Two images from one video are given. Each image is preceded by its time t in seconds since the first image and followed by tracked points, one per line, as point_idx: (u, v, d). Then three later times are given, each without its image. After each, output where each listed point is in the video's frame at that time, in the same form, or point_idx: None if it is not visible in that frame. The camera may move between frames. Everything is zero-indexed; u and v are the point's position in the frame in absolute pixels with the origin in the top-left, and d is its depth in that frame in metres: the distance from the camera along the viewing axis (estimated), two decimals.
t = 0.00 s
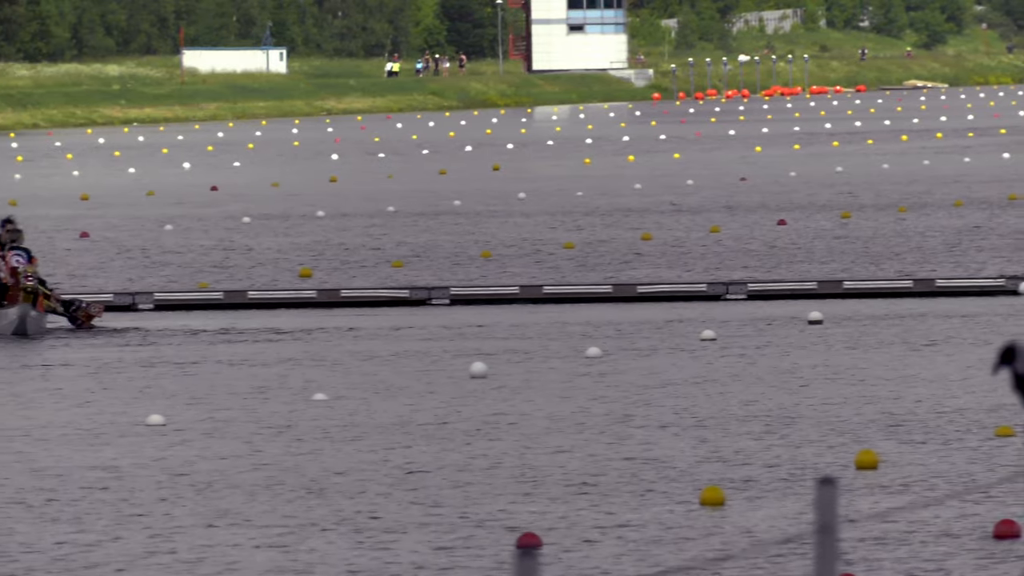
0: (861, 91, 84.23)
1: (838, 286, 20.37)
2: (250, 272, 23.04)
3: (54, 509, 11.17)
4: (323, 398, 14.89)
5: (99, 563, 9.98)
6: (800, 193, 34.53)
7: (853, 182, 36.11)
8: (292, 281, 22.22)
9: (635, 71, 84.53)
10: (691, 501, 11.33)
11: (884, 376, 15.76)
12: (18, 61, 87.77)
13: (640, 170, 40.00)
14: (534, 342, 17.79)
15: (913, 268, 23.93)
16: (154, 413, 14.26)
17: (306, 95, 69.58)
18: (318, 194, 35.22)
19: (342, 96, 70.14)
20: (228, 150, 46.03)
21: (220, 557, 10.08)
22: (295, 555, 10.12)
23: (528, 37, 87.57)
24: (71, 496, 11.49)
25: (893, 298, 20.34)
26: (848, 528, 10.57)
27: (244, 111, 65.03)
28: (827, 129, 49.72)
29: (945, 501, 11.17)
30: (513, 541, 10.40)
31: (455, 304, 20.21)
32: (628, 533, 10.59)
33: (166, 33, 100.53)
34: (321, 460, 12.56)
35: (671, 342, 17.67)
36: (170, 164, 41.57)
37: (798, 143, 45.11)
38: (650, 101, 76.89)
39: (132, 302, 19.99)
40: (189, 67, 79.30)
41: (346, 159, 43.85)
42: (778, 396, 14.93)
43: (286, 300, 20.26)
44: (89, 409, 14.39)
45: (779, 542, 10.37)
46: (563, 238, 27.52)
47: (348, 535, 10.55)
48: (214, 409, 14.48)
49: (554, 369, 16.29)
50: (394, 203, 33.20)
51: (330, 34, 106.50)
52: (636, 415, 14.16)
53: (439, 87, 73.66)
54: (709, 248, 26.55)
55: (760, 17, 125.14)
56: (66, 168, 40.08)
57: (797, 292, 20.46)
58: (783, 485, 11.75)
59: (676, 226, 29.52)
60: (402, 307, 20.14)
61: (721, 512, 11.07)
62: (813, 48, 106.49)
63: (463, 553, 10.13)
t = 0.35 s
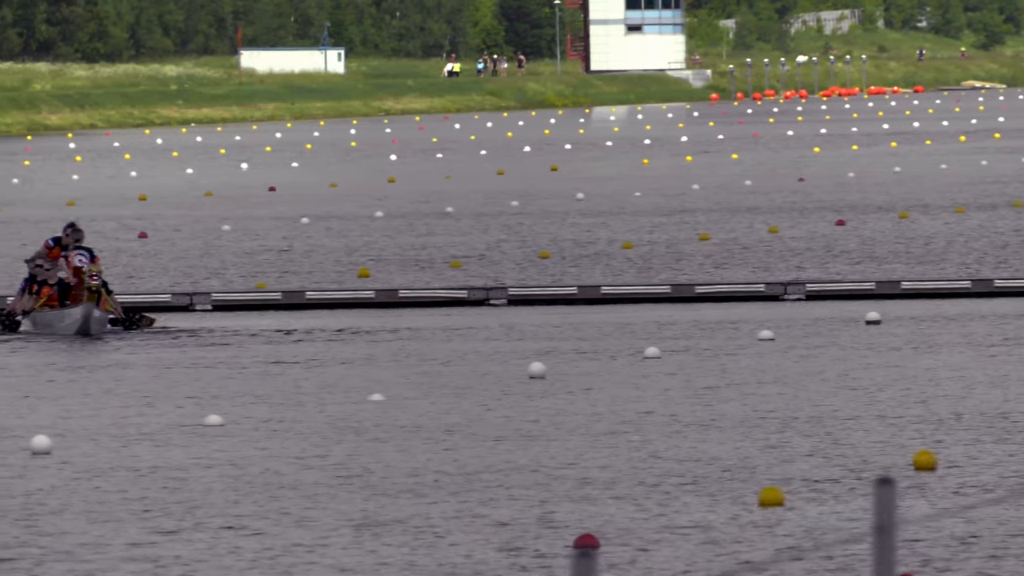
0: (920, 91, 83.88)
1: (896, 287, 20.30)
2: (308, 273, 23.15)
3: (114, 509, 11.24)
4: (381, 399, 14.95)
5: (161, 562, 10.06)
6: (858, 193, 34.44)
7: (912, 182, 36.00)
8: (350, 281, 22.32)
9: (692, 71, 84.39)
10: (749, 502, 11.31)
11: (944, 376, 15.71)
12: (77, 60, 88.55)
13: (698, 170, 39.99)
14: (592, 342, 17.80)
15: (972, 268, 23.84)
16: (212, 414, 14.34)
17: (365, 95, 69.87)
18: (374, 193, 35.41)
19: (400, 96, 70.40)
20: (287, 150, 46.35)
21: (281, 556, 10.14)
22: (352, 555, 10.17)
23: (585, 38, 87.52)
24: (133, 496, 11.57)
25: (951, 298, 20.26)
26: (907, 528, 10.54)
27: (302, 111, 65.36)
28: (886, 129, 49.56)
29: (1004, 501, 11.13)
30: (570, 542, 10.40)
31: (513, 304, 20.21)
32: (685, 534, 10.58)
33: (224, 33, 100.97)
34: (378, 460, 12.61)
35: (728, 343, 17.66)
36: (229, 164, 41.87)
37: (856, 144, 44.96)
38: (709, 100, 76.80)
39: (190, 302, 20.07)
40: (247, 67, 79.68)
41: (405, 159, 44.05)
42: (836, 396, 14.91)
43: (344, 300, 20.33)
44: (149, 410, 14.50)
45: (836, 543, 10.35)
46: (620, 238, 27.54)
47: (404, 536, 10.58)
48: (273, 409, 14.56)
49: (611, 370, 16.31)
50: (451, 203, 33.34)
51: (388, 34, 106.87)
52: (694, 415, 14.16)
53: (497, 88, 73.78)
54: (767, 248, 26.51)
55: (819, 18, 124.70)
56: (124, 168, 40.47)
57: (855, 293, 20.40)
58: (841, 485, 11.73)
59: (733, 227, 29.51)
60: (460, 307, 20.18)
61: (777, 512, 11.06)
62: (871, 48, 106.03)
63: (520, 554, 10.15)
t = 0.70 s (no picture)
0: (972, 91, 83.56)
1: (948, 288, 20.17)
2: (359, 273, 23.23)
3: (164, 509, 11.27)
4: (429, 399, 14.96)
5: (212, 560, 10.11)
6: (909, 193, 34.39)
7: (962, 182, 35.93)
8: (401, 282, 22.40)
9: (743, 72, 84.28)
10: (799, 502, 11.25)
11: (994, 376, 15.63)
12: (127, 61, 89.04)
13: (749, 170, 40.05)
14: (641, 343, 17.78)
15: None
16: (262, 414, 14.37)
17: (417, 95, 70.17)
18: (424, 193, 35.62)
19: (452, 96, 70.66)
20: (338, 150, 46.65)
21: (329, 556, 10.16)
22: (401, 555, 10.17)
23: (636, 38, 87.45)
24: (180, 496, 11.62)
25: (1001, 299, 20.15)
26: (959, 528, 10.49)
27: (354, 111, 65.70)
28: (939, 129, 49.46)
29: None
30: (621, 543, 10.38)
31: (564, 305, 20.18)
32: (736, 535, 10.54)
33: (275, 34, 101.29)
34: (428, 460, 12.62)
35: (778, 343, 17.63)
36: (281, 164, 42.21)
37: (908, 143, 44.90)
38: (761, 100, 76.74)
39: (241, 303, 20.04)
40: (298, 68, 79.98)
41: (456, 159, 44.27)
42: (886, 396, 14.87)
43: (395, 301, 20.32)
44: (200, 410, 14.54)
45: (887, 543, 10.30)
46: (671, 238, 27.57)
47: (453, 536, 10.56)
48: (323, 409, 14.58)
49: (660, 370, 16.28)
50: (502, 203, 33.51)
51: (437, 35, 107.01)
52: (741, 415, 14.14)
53: (549, 88, 73.90)
54: (817, 249, 26.47)
55: (870, 19, 124.35)
56: (174, 168, 40.81)
57: (905, 294, 20.30)
58: (890, 484, 11.69)
59: (784, 227, 29.52)
60: (511, 308, 20.13)
61: (829, 513, 11.00)
62: (923, 48, 105.58)
63: (570, 555, 10.12)
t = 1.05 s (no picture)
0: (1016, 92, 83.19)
1: (990, 288, 20.07)
2: (401, 273, 23.32)
3: (203, 509, 11.31)
4: (471, 399, 14.97)
5: (254, 559, 10.16)
6: (951, 194, 34.34)
7: (1005, 183, 35.86)
8: (443, 281, 22.50)
9: (785, 73, 84.13)
10: (841, 503, 11.23)
11: None
12: (169, 62, 89.47)
13: (791, 170, 40.06)
14: (681, 343, 17.78)
15: None
16: (303, 414, 14.41)
17: (460, 95, 70.38)
18: (466, 193, 35.78)
19: (495, 96, 70.84)
20: (381, 150, 46.88)
21: (370, 556, 10.20)
22: (441, 555, 10.20)
23: (677, 38, 87.32)
24: (223, 495, 11.68)
25: None
26: (1000, 528, 10.47)
27: (396, 111, 65.93)
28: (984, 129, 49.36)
29: None
30: (660, 544, 10.39)
31: (606, 306, 20.16)
32: (777, 536, 10.53)
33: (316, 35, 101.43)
34: (468, 460, 12.65)
35: (819, 343, 17.60)
36: (323, 164, 42.50)
37: (952, 144, 44.81)
38: (805, 101, 76.64)
39: (283, 304, 20.06)
40: (340, 68, 80.15)
41: (497, 159, 44.43)
42: (927, 395, 14.85)
43: (437, 301, 20.26)
44: (241, 411, 14.59)
45: (928, 543, 10.29)
46: (713, 238, 27.59)
47: (494, 537, 10.58)
48: (364, 410, 14.62)
49: (699, 370, 16.27)
50: (543, 203, 33.65)
51: (479, 35, 107.12)
52: (781, 415, 14.14)
53: (591, 88, 73.97)
54: (860, 249, 26.45)
55: (913, 19, 123.91)
56: (216, 168, 41.12)
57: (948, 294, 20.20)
58: (930, 484, 11.67)
59: (825, 227, 29.53)
60: (553, 309, 20.09)
61: (871, 513, 10.98)
62: (967, 49, 105.12)
63: (608, 557, 10.13)
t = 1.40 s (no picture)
0: None
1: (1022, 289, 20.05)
2: (432, 273, 23.32)
3: (229, 506, 11.24)
4: (503, 402, 14.71)
5: (282, 557, 10.07)
6: (980, 194, 34.29)
7: None
8: (473, 281, 22.49)
9: (816, 73, 84.01)
10: (871, 504, 11.16)
11: None
12: (200, 62, 89.97)
13: (821, 170, 40.03)
14: (711, 342, 17.67)
15: None
16: (333, 413, 14.26)
17: (491, 96, 70.48)
18: (495, 193, 35.88)
19: (527, 96, 70.95)
20: (412, 150, 47.03)
21: (398, 556, 10.11)
22: (470, 555, 10.10)
23: (708, 38, 87.18)
24: (250, 493, 11.60)
25: None
26: None
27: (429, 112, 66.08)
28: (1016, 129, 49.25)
29: None
30: (691, 544, 10.27)
31: (637, 305, 19.93)
32: (807, 538, 10.42)
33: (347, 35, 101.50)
34: (495, 459, 12.55)
35: (850, 343, 17.54)
36: (354, 164, 42.66)
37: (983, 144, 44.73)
38: (837, 101, 76.52)
39: (313, 303, 19.74)
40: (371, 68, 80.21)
41: (527, 159, 44.49)
42: (958, 396, 14.77)
43: (467, 301, 20.00)
44: (269, 409, 14.46)
45: (961, 546, 10.16)
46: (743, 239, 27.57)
47: (522, 537, 10.48)
48: (392, 407, 14.52)
49: (730, 370, 16.14)
50: (573, 203, 33.72)
51: (511, 35, 107.36)
52: (812, 415, 14.03)
53: (623, 88, 73.98)
54: (891, 249, 26.40)
55: (944, 20, 123.60)
56: (247, 168, 41.34)
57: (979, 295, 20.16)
58: (963, 487, 11.55)
59: (856, 227, 29.49)
60: (583, 309, 19.92)
61: (901, 515, 10.90)
62: (999, 49, 104.76)
63: (637, 557, 10.03)
